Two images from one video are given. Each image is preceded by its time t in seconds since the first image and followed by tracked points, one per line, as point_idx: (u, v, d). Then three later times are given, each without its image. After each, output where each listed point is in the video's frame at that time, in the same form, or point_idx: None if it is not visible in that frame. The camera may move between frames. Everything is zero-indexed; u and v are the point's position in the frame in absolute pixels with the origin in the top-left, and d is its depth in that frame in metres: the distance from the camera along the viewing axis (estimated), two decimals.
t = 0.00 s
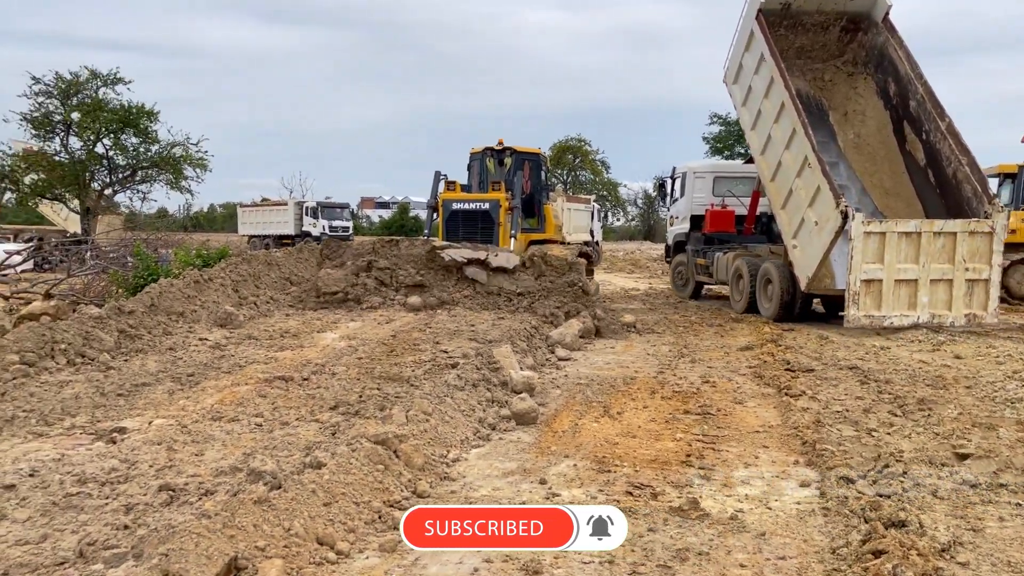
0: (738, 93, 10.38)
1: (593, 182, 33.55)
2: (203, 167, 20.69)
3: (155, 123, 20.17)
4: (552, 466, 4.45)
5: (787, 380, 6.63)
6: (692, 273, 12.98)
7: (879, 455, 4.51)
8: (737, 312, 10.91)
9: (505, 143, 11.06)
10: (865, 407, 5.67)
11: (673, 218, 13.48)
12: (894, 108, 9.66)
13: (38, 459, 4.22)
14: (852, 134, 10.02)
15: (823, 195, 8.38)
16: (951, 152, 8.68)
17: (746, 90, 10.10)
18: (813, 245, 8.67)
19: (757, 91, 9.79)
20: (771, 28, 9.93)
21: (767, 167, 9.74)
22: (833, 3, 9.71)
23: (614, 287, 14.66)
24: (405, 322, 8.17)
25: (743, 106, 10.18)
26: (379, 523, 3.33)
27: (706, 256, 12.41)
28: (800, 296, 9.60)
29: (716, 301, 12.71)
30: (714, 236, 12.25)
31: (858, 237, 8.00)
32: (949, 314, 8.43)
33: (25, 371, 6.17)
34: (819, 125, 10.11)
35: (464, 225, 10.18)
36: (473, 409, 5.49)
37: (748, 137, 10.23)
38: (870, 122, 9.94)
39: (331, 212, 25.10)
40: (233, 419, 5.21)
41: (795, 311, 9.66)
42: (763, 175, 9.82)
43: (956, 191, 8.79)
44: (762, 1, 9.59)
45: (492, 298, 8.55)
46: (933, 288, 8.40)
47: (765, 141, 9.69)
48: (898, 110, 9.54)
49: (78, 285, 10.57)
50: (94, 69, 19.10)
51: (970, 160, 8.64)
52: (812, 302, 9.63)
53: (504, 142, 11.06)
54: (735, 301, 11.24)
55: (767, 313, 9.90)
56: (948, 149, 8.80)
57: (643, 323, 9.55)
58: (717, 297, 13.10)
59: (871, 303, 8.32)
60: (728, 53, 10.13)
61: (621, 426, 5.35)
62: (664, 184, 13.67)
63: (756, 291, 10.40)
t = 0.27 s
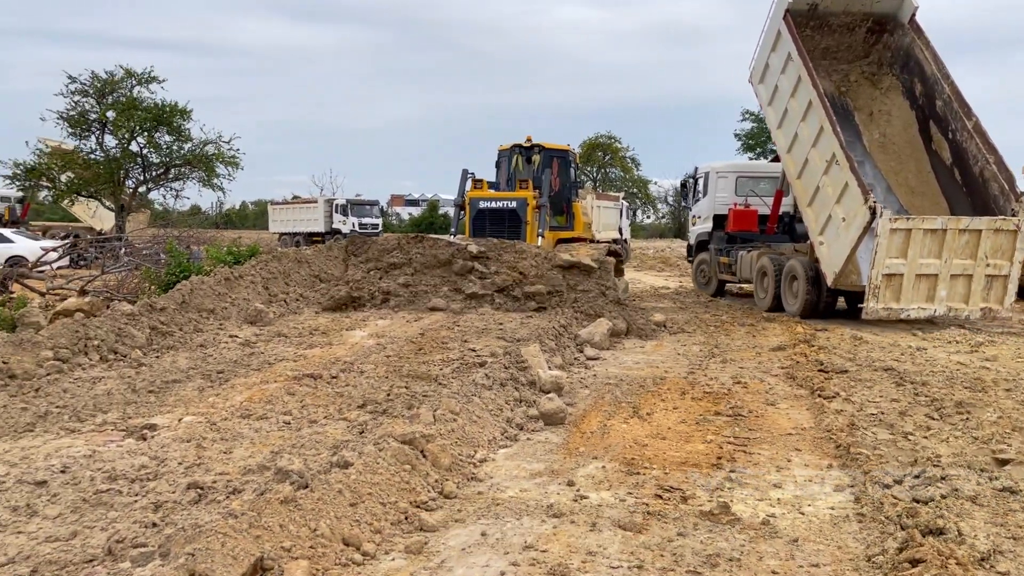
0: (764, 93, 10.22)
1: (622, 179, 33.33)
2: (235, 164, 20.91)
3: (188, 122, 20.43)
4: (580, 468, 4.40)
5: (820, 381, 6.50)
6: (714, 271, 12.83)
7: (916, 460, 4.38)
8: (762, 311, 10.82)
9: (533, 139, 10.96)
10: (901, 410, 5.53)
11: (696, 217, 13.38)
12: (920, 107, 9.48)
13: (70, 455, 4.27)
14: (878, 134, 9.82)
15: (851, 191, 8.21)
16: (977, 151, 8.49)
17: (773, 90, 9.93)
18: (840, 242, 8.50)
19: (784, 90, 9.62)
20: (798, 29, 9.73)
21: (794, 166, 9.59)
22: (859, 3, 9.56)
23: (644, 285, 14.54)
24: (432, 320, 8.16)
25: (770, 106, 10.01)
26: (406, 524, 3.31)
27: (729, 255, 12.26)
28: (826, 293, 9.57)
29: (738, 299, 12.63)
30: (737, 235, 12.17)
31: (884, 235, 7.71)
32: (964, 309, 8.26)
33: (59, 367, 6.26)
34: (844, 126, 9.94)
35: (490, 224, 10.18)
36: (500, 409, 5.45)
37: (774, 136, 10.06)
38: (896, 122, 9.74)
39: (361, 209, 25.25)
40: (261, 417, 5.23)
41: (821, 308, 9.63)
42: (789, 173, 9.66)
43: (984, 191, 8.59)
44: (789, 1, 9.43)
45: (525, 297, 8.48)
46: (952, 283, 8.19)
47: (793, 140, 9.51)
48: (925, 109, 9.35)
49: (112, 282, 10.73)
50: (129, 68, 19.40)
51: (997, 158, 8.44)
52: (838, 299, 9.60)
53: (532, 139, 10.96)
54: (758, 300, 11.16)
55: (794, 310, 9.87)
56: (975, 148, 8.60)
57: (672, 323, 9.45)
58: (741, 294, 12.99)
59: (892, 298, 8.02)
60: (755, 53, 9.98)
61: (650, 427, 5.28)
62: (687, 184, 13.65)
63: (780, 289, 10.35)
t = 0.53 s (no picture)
0: (778, 93, 10.27)
1: (644, 178, 33.16)
2: (257, 163, 21.07)
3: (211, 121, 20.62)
4: (597, 468, 4.38)
5: (841, 382, 6.42)
6: (726, 268, 12.93)
7: (938, 463, 4.30)
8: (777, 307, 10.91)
9: (552, 136, 10.92)
10: (924, 411, 5.45)
11: (706, 215, 13.49)
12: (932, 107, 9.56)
13: (91, 452, 4.32)
14: (890, 133, 9.96)
15: (866, 190, 8.29)
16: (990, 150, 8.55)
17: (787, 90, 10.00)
18: (855, 240, 8.57)
19: (798, 91, 9.69)
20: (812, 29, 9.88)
21: (808, 165, 9.66)
22: (872, 4, 9.71)
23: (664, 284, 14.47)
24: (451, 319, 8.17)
25: (784, 105, 10.07)
26: (420, 523, 3.31)
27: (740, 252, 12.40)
28: (840, 290, 9.65)
29: (750, 296, 12.65)
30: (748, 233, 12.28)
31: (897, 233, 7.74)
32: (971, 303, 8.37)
33: (81, 365, 6.34)
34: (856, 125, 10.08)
35: (508, 222, 10.14)
36: (518, 408, 5.44)
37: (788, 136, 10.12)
38: (907, 121, 9.86)
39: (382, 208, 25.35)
40: (279, 414, 5.26)
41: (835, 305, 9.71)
42: (804, 172, 9.73)
43: (996, 189, 8.62)
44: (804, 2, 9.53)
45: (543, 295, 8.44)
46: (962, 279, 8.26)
47: (807, 140, 9.58)
48: (936, 109, 9.44)
49: (136, 280, 10.86)
50: (154, 68, 19.62)
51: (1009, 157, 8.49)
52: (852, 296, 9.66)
53: (552, 136, 10.92)
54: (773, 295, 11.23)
55: (807, 306, 9.94)
56: (988, 148, 8.67)
57: (693, 321, 9.39)
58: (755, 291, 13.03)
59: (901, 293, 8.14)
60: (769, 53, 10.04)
61: (669, 427, 5.25)
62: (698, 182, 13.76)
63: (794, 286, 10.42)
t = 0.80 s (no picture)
0: (780, 94, 10.29)
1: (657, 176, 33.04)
2: (271, 162, 21.15)
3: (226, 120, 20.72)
4: (606, 467, 4.36)
5: (854, 381, 6.36)
6: (730, 266, 13.01)
7: (951, 462, 4.25)
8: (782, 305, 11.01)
9: (565, 135, 10.91)
10: (938, 411, 5.39)
11: (710, 214, 13.71)
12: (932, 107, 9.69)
13: (101, 449, 4.34)
14: (890, 132, 9.98)
15: (870, 191, 8.32)
16: (991, 149, 8.71)
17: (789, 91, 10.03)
18: (859, 240, 8.61)
19: (800, 92, 9.72)
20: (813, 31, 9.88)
21: (811, 165, 9.69)
22: (872, 6, 9.76)
23: (676, 283, 14.42)
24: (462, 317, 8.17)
25: (786, 107, 10.10)
26: (427, 522, 3.31)
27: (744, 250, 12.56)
28: (844, 287, 9.74)
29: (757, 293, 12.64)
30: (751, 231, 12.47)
31: (903, 233, 7.83)
32: (978, 302, 8.39)
33: (94, 363, 6.38)
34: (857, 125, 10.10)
35: (519, 221, 10.12)
36: (528, 406, 5.43)
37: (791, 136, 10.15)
38: (908, 120, 9.92)
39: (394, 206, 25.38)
40: (289, 413, 5.28)
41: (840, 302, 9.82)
42: (807, 173, 9.76)
43: (998, 187, 8.77)
44: (805, 4, 9.54)
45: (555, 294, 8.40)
46: (967, 278, 8.30)
47: (810, 140, 9.61)
48: (937, 109, 9.54)
49: (150, 278, 10.94)
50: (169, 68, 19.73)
51: (1010, 156, 8.65)
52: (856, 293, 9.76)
53: (564, 134, 10.91)
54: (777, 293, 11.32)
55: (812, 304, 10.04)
56: (988, 147, 8.82)
57: (705, 320, 9.35)
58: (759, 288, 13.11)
59: (908, 293, 8.20)
60: (771, 55, 10.06)
61: (679, 427, 5.22)
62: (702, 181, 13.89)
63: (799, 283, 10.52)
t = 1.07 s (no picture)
0: (777, 97, 10.32)
1: (666, 175, 32.95)
2: (280, 162, 21.21)
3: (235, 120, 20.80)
4: (614, 466, 4.35)
5: (863, 380, 6.33)
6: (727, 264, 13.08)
7: (961, 462, 4.22)
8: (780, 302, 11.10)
9: (571, 134, 10.90)
10: (948, 410, 5.36)
11: (706, 214, 13.77)
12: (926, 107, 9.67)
13: (112, 449, 4.37)
14: (885, 133, 10.13)
15: (869, 191, 8.36)
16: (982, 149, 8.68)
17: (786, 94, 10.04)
18: (859, 240, 8.65)
19: (797, 94, 9.75)
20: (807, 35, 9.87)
21: (809, 166, 9.72)
22: (865, 10, 9.67)
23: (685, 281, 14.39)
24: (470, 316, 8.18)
25: (783, 109, 10.13)
26: (435, 521, 3.32)
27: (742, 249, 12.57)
28: (844, 284, 9.83)
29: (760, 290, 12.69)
30: (749, 230, 12.51)
31: (903, 231, 7.88)
32: (983, 302, 8.35)
33: (104, 362, 6.42)
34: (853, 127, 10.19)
35: (525, 221, 10.12)
36: (536, 406, 5.43)
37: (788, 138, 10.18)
38: (902, 121, 9.99)
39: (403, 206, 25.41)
40: (298, 412, 5.29)
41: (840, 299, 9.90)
42: (805, 174, 9.79)
43: (989, 185, 8.77)
44: (801, 8, 9.51)
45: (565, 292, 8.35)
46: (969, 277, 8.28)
47: (808, 141, 9.63)
48: (930, 110, 9.56)
49: (159, 278, 10.99)
50: (178, 69, 19.82)
51: (1002, 156, 8.63)
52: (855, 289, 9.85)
53: (570, 133, 10.91)
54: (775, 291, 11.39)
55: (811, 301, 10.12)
56: (980, 147, 8.80)
57: (714, 319, 9.33)
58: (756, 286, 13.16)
59: (915, 293, 8.15)
60: (767, 59, 10.09)
61: (688, 426, 5.20)
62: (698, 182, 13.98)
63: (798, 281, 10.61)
